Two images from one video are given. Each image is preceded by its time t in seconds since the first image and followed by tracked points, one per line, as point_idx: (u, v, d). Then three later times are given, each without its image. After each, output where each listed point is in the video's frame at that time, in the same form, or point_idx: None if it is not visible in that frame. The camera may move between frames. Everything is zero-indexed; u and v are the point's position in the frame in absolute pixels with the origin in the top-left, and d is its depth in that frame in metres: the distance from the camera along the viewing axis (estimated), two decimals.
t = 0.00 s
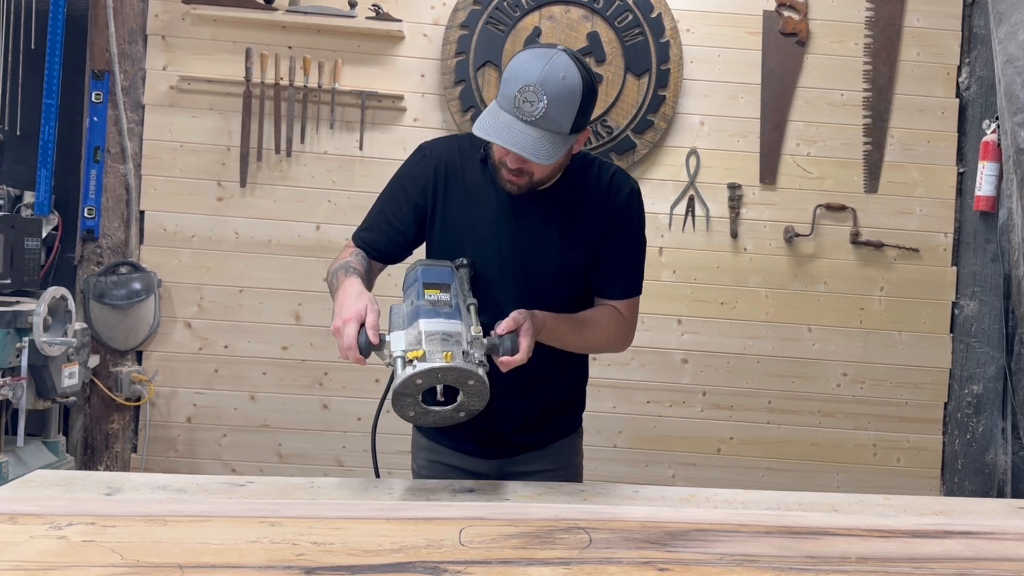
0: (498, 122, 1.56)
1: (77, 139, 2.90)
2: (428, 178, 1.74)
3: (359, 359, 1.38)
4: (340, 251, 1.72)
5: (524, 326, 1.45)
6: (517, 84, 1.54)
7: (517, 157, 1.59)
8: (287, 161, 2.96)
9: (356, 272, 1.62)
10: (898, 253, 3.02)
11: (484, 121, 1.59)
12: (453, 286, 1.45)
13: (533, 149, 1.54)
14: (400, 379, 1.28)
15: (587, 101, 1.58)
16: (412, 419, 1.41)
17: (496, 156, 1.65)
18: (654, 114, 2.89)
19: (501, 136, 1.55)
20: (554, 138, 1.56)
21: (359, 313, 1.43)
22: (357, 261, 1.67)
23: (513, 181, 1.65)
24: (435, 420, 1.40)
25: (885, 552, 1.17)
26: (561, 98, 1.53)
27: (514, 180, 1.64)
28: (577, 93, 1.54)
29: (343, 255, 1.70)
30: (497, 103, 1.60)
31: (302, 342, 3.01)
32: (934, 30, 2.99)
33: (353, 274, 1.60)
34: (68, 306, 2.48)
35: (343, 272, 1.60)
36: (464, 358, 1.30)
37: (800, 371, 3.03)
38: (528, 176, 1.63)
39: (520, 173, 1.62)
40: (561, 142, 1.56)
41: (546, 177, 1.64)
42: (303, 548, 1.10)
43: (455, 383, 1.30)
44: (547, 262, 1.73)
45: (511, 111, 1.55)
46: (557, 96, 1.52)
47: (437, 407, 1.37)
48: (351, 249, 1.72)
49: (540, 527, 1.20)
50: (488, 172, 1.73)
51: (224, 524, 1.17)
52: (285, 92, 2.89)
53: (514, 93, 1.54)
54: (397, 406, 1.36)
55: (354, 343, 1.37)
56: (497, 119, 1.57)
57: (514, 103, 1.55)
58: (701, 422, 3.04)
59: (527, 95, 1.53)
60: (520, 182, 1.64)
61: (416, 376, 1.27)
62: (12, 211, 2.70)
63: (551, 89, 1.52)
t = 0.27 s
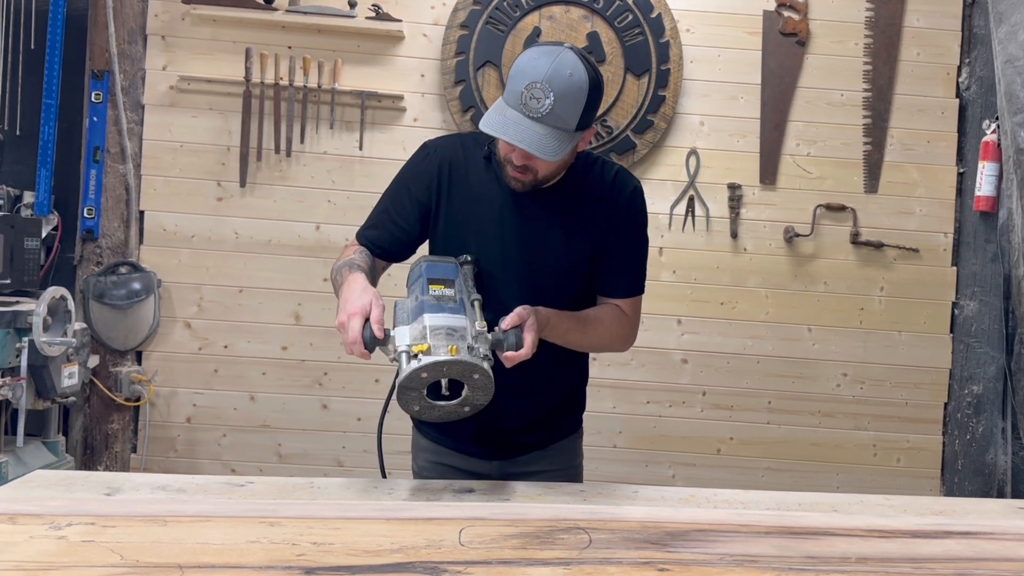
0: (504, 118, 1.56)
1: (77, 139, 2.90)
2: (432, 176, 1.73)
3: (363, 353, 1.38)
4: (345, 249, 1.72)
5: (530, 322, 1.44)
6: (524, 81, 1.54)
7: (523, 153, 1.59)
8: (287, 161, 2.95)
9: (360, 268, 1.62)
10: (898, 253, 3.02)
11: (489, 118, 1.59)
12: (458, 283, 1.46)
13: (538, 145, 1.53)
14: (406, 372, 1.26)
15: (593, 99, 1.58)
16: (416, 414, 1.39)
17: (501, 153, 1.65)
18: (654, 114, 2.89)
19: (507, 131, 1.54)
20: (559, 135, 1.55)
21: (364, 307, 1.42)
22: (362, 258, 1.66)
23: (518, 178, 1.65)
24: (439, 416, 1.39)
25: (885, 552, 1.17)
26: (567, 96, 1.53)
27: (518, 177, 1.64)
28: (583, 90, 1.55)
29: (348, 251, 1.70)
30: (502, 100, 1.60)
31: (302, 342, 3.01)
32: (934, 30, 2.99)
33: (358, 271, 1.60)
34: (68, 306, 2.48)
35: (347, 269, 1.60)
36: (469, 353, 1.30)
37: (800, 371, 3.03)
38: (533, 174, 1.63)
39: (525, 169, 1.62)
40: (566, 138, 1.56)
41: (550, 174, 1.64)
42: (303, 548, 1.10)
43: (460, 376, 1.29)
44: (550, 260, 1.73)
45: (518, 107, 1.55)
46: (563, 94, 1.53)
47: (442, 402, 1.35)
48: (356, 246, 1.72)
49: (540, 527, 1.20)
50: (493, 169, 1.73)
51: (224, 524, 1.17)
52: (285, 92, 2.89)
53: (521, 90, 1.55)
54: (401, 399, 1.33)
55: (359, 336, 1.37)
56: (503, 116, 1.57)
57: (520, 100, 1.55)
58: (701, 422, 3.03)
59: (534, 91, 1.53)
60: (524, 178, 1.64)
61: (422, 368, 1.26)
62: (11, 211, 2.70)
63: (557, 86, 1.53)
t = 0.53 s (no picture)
0: (508, 117, 1.55)
1: (77, 139, 2.90)
2: (435, 175, 1.73)
3: (367, 351, 1.38)
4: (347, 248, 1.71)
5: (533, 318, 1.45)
6: (528, 80, 1.54)
7: (530, 151, 1.58)
8: (287, 161, 2.95)
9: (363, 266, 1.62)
10: (898, 253, 3.02)
11: (494, 119, 1.58)
12: (461, 280, 1.46)
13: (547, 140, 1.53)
14: (411, 371, 1.26)
15: (595, 91, 1.59)
16: (420, 412, 1.39)
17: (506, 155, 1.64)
18: (654, 114, 2.89)
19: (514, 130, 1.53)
20: (568, 129, 1.55)
21: (368, 305, 1.42)
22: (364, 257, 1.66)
23: (525, 177, 1.64)
24: (443, 413, 1.39)
25: (885, 552, 1.17)
26: (572, 90, 1.54)
27: (526, 176, 1.64)
28: (586, 83, 1.55)
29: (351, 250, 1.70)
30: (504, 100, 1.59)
31: (302, 343, 3.01)
32: (934, 30, 2.99)
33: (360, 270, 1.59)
34: (67, 306, 2.48)
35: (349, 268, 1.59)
36: (473, 351, 1.30)
37: (800, 371, 3.03)
38: (541, 172, 1.63)
39: (533, 167, 1.62)
40: (574, 132, 1.56)
41: (559, 170, 1.63)
42: (303, 548, 1.10)
43: (465, 374, 1.30)
44: (553, 260, 1.73)
45: (523, 106, 1.55)
46: (567, 87, 1.53)
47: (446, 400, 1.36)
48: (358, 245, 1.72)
49: (540, 527, 1.20)
50: (496, 169, 1.74)
51: (224, 524, 1.17)
52: (285, 92, 2.89)
53: (525, 89, 1.54)
54: (406, 397, 1.33)
55: (363, 334, 1.37)
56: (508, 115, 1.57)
57: (524, 97, 1.54)
58: (701, 422, 3.03)
59: (538, 87, 1.53)
60: (533, 177, 1.64)
61: (427, 366, 1.27)
62: (11, 211, 2.70)
63: (560, 80, 1.53)
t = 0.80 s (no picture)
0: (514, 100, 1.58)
1: (78, 139, 2.90)
2: (437, 178, 1.74)
3: (371, 362, 1.39)
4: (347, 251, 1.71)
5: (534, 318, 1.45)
6: (517, 60, 1.58)
7: (544, 130, 1.61)
8: (287, 161, 2.95)
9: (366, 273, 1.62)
10: (898, 253, 3.02)
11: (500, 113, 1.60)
12: (462, 283, 1.46)
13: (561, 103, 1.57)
14: (415, 381, 1.27)
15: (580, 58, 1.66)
16: (427, 418, 1.40)
17: (518, 151, 1.64)
18: (654, 114, 2.89)
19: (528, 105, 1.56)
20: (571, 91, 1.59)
21: (372, 314, 1.43)
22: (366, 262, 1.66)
23: (546, 167, 1.64)
24: (450, 418, 1.40)
25: (885, 552, 1.17)
26: (561, 54, 1.60)
27: (545, 164, 1.64)
28: (571, 48, 1.62)
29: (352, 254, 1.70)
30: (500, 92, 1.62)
31: (302, 343, 3.01)
32: (934, 30, 2.99)
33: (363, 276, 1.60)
34: (68, 306, 2.48)
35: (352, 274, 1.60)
36: (477, 359, 1.30)
37: (800, 371, 3.03)
38: (560, 153, 1.63)
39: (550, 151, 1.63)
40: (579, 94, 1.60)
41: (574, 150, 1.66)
42: (302, 548, 1.10)
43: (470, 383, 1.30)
44: (556, 262, 1.73)
45: (520, 84, 1.58)
46: (556, 52, 1.59)
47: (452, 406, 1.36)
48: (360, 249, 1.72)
49: (540, 527, 1.20)
50: (498, 172, 1.74)
51: (224, 524, 1.17)
52: (285, 92, 2.89)
53: (517, 70, 1.58)
54: (412, 405, 1.35)
55: (367, 346, 1.37)
56: (513, 99, 1.58)
57: (521, 73, 1.58)
58: (701, 422, 3.03)
59: (530, 59, 1.58)
60: (554, 163, 1.64)
61: (431, 378, 1.27)
62: (11, 211, 2.70)
63: (549, 48, 1.59)
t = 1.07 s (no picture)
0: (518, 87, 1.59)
1: (78, 139, 2.90)
2: (437, 179, 1.73)
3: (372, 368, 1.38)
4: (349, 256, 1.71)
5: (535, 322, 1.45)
6: (520, 50, 1.60)
7: (547, 117, 1.61)
8: (287, 161, 2.95)
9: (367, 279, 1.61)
10: (898, 253, 3.02)
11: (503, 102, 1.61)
12: (462, 286, 1.46)
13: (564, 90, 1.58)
14: (416, 386, 1.28)
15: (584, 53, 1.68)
16: (429, 422, 1.41)
17: (519, 141, 1.63)
18: (654, 114, 2.89)
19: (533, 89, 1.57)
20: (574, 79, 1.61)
21: (372, 320, 1.42)
22: (368, 267, 1.66)
23: (548, 155, 1.62)
24: (452, 421, 1.41)
25: (885, 552, 1.17)
26: (566, 45, 1.62)
27: (548, 153, 1.62)
28: (576, 42, 1.65)
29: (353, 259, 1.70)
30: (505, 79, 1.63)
31: (302, 343, 3.01)
32: (934, 30, 2.99)
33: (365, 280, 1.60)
34: (68, 306, 2.48)
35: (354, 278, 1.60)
36: (478, 363, 1.29)
37: (800, 371, 3.03)
38: (562, 144, 1.62)
39: (553, 138, 1.61)
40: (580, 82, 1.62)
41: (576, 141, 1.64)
42: (302, 548, 1.10)
43: (471, 387, 1.30)
44: (556, 262, 1.73)
45: (524, 72, 1.60)
46: (562, 43, 1.61)
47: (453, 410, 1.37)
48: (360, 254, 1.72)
49: (540, 527, 1.20)
50: (498, 172, 1.74)
51: (224, 524, 1.17)
52: (285, 92, 2.89)
53: (521, 60, 1.60)
54: (414, 411, 1.35)
55: (367, 351, 1.37)
56: (518, 87, 1.60)
57: (527, 62, 1.60)
58: (701, 422, 3.03)
59: (537, 48, 1.59)
60: (557, 151, 1.62)
61: (432, 383, 1.27)
62: (11, 211, 2.70)
63: (555, 38, 1.61)
